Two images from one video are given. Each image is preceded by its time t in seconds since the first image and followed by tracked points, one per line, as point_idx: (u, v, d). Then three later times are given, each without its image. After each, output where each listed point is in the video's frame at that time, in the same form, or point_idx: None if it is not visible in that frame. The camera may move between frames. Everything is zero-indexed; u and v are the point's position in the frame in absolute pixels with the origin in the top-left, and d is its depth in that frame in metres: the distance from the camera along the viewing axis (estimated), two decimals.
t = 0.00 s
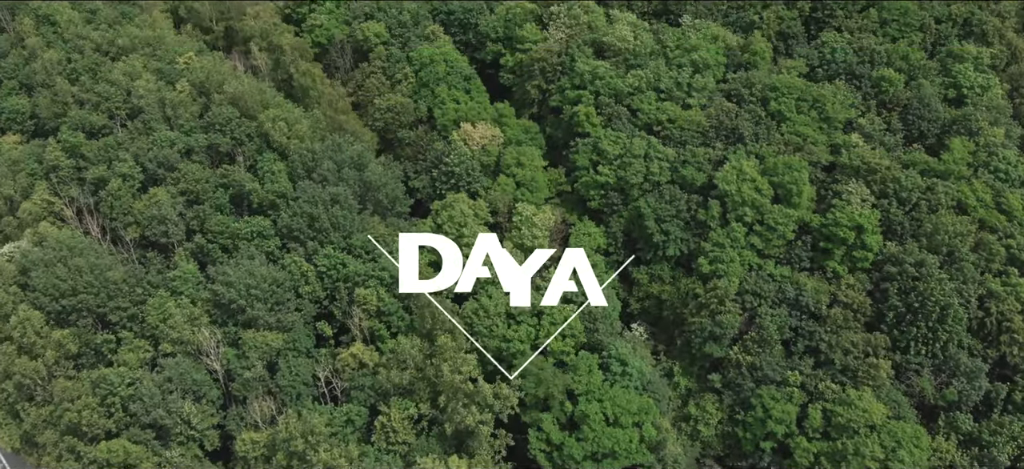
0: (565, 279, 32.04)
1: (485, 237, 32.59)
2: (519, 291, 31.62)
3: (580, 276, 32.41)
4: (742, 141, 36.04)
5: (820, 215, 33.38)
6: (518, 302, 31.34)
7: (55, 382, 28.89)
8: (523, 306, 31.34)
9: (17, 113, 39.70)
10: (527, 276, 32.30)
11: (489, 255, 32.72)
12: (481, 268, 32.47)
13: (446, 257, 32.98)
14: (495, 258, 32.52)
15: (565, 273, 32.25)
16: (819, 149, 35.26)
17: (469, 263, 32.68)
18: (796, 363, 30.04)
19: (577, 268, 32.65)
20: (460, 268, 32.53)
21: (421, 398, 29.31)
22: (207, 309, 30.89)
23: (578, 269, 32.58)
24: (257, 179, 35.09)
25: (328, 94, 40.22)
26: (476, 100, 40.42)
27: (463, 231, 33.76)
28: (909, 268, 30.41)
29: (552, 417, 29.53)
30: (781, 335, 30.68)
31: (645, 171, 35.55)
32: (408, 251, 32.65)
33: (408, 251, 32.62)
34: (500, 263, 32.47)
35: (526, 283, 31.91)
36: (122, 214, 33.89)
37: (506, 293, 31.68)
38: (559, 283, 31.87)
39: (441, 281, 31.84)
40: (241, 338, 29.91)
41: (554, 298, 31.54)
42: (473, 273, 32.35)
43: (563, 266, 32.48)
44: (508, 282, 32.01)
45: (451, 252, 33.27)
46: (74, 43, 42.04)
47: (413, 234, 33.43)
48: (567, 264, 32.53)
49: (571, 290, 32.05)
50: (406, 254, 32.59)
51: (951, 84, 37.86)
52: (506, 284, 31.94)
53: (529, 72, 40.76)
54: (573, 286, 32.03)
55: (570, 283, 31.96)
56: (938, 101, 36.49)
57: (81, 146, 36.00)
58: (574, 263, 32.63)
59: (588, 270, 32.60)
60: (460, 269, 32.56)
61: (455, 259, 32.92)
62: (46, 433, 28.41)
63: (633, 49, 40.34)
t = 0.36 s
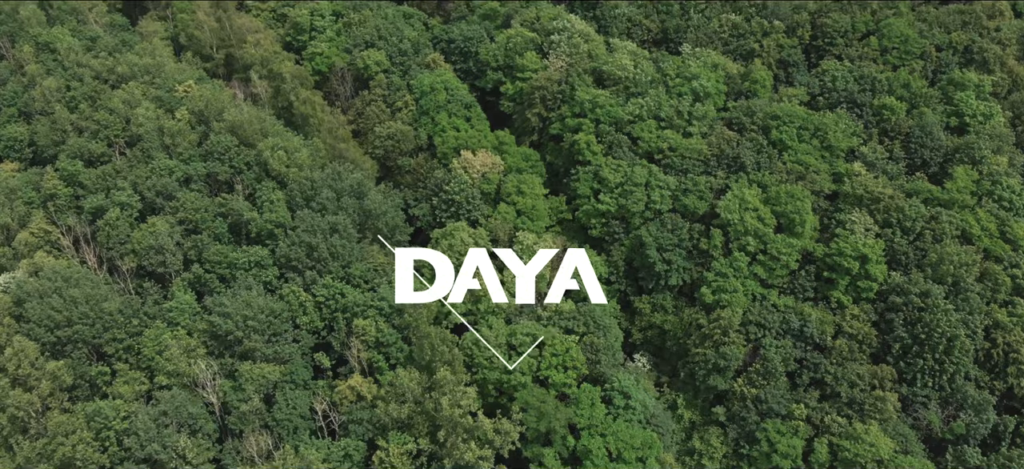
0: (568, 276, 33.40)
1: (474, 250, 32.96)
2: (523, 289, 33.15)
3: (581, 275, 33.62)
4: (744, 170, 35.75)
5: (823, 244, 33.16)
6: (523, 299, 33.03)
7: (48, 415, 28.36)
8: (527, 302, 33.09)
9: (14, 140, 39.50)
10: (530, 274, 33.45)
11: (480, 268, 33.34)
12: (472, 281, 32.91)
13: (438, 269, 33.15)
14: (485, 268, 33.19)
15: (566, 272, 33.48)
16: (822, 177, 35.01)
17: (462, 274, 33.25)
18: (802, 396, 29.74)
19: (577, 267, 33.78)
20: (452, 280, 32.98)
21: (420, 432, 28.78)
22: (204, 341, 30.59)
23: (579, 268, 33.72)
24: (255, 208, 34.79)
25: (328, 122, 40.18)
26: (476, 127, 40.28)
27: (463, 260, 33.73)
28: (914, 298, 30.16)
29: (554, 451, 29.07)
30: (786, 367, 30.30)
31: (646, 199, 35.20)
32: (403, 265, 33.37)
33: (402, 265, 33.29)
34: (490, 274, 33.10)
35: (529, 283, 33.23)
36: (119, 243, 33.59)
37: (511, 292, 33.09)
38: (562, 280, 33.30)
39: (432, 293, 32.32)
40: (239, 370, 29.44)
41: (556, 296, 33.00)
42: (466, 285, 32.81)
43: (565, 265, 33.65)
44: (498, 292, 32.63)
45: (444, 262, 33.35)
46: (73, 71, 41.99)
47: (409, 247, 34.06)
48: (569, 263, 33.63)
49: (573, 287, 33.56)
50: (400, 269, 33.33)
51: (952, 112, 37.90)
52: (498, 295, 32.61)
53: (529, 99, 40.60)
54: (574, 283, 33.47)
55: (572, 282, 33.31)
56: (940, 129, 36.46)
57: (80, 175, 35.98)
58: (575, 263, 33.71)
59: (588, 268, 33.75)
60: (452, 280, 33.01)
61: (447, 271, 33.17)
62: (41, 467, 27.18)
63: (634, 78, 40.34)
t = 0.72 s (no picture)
0: (564, 274, 34.33)
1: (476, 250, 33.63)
2: (523, 286, 33.46)
3: (576, 273, 34.55)
4: (746, 201, 35.56)
5: (827, 276, 32.82)
6: (523, 295, 33.25)
7: (41, 451, 28.13)
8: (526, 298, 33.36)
9: (12, 171, 39.34)
10: (528, 272, 34.01)
11: (481, 268, 34.06)
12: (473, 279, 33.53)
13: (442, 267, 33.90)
14: (485, 267, 34.02)
15: (562, 270, 34.43)
16: (825, 208, 34.83)
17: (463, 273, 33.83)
18: (808, 432, 29.30)
19: (573, 266, 34.70)
20: (455, 278, 33.57)
21: None
22: (199, 376, 30.03)
23: (575, 266, 34.61)
24: (253, 240, 34.48)
25: (329, 153, 40.11)
26: (476, 157, 39.98)
27: (462, 291, 33.07)
28: (921, 333, 29.84)
29: None
30: (791, 403, 29.86)
31: (648, 230, 34.83)
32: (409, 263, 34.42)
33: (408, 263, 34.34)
34: (491, 274, 33.92)
35: (528, 280, 33.67)
36: (115, 276, 33.33)
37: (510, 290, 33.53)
38: (559, 277, 34.16)
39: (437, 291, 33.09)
40: (234, 406, 29.25)
41: (552, 293, 33.79)
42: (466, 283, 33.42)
43: (560, 265, 34.63)
44: (499, 290, 33.33)
45: (449, 261, 34.23)
46: (73, 101, 41.97)
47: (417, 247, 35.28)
48: (564, 262, 34.58)
49: (567, 286, 34.53)
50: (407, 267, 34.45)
51: (955, 143, 37.77)
52: (499, 293, 33.30)
53: (529, 129, 40.48)
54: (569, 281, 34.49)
55: (567, 279, 34.33)
56: (943, 160, 36.32)
57: (76, 206, 35.64)
58: (570, 262, 34.62)
59: (582, 267, 34.71)
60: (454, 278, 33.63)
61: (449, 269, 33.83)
62: None
63: (633, 108, 40.41)
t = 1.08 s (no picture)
0: (561, 270, 34.98)
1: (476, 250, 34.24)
2: (522, 282, 34.44)
3: (572, 270, 35.11)
4: (749, 231, 35.32)
5: (832, 309, 32.52)
6: (522, 290, 34.36)
7: None
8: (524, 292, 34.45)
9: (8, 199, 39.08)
10: (528, 269, 34.87)
11: (484, 265, 34.86)
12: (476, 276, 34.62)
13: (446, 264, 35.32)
14: (487, 262, 34.73)
15: (558, 267, 35.07)
16: (828, 239, 34.58)
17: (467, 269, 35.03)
18: None
19: (568, 264, 35.23)
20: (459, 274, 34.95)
21: None
22: (193, 411, 29.67)
23: (570, 264, 35.16)
24: (250, 271, 34.26)
25: (328, 182, 39.83)
26: (476, 186, 39.89)
27: (462, 323, 32.61)
28: (928, 367, 29.62)
29: None
30: (797, 438, 29.62)
31: (650, 260, 34.48)
32: (417, 260, 36.12)
33: (416, 261, 36.02)
34: (494, 271, 34.76)
35: (527, 276, 34.58)
36: (110, 308, 32.85)
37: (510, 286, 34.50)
38: (556, 273, 34.88)
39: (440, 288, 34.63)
40: (228, 442, 28.85)
41: (550, 288, 34.75)
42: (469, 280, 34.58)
43: (557, 261, 35.21)
44: (501, 286, 34.41)
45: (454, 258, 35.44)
46: (71, 130, 41.81)
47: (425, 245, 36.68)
48: (561, 259, 35.17)
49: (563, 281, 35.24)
50: (417, 264, 36.18)
51: (959, 173, 37.51)
52: (501, 288, 34.33)
53: (529, 158, 40.17)
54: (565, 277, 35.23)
55: (563, 276, 34.98)
56: (946, 191, 36.10)
57: (72, 236, 35.30)
58: (566, 259, 35.26)
59: (578, 264, 35.24)
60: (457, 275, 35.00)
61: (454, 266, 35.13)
62: None
63: (633, 136, 40.03)
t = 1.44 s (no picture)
0: (555, 267, 36.35)
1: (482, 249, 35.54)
2: (521, 278, 35.95)
3: (566, 267, 36.41)
4: (752, 262, 34.97)
5: (837, 342, 32.28)
6: (521, 285, 35.87)
7: None
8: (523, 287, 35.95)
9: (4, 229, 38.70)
10: (527, 265, 36.34)
11: (487, 262, 36.31)
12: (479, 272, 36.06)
13: (452, 261, 36.36)
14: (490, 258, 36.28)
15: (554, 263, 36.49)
16: (833, 270, 34.23)
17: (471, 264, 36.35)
18: None
19: (563, 262, 36.38)
20: (463, 270, 36.21)
21: None
22: (188, 447, 29.35)
23: (565, 262, 36.38)
24: (247, 302, 33.83)
25: (327, 211, 39.52)
26: (476, 214, 39.80)
27: (462, 357, 32.50)
28: (937, 402, 29.47)
29: None
30: None
31: (652, 292, 34.02)
32: (426, 258, 36.94)
33: (424, 259, 37.00)
34: (496, 267, 36.23)
35: (526, 272, 36.10)
36: (104, 341, 32.57)
37: (510, 281, 35.94)
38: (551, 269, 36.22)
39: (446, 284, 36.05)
40: None
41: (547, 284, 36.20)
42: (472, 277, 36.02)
43: (553, 259, 36.51)
44: (501, 281, 35.77)
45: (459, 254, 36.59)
46: (69, 158, 41.58)
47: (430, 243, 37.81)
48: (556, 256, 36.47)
49: (559, 277, 36.67)
50: (422, 260, 37.10)
51: (963, 203, 37.29)
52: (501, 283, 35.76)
53: (529, 187, 39.84)
54: (560, 274, 36.62)
55: (559, 273, 36.40)
56: (951, 220, 35.87)
57: (68, 266, 35.13)
58: (561, 256, 36.43)
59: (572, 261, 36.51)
60: (463, 271, 36.19)
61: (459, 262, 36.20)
62: None
63: (635, 166, 39.89)
